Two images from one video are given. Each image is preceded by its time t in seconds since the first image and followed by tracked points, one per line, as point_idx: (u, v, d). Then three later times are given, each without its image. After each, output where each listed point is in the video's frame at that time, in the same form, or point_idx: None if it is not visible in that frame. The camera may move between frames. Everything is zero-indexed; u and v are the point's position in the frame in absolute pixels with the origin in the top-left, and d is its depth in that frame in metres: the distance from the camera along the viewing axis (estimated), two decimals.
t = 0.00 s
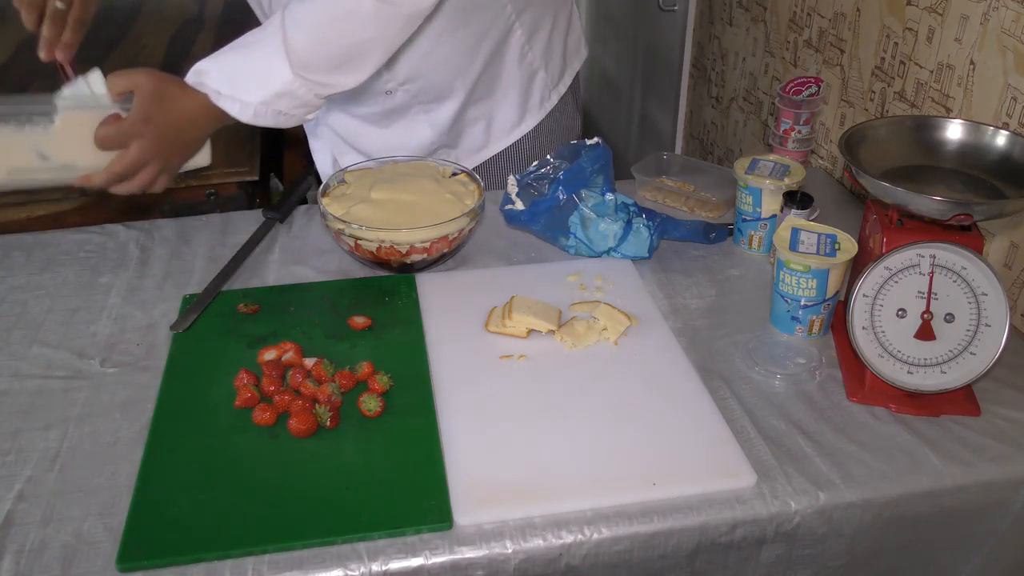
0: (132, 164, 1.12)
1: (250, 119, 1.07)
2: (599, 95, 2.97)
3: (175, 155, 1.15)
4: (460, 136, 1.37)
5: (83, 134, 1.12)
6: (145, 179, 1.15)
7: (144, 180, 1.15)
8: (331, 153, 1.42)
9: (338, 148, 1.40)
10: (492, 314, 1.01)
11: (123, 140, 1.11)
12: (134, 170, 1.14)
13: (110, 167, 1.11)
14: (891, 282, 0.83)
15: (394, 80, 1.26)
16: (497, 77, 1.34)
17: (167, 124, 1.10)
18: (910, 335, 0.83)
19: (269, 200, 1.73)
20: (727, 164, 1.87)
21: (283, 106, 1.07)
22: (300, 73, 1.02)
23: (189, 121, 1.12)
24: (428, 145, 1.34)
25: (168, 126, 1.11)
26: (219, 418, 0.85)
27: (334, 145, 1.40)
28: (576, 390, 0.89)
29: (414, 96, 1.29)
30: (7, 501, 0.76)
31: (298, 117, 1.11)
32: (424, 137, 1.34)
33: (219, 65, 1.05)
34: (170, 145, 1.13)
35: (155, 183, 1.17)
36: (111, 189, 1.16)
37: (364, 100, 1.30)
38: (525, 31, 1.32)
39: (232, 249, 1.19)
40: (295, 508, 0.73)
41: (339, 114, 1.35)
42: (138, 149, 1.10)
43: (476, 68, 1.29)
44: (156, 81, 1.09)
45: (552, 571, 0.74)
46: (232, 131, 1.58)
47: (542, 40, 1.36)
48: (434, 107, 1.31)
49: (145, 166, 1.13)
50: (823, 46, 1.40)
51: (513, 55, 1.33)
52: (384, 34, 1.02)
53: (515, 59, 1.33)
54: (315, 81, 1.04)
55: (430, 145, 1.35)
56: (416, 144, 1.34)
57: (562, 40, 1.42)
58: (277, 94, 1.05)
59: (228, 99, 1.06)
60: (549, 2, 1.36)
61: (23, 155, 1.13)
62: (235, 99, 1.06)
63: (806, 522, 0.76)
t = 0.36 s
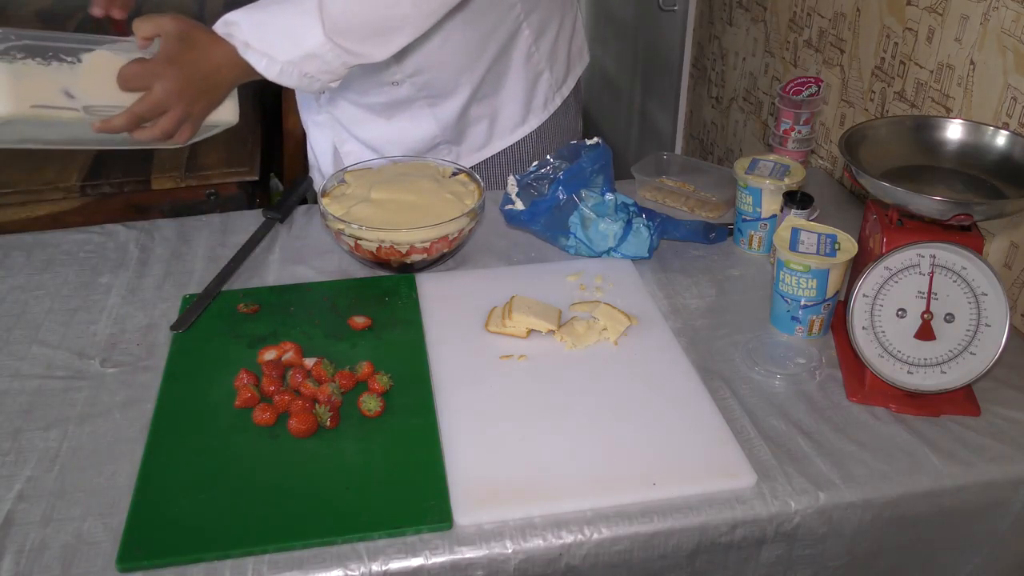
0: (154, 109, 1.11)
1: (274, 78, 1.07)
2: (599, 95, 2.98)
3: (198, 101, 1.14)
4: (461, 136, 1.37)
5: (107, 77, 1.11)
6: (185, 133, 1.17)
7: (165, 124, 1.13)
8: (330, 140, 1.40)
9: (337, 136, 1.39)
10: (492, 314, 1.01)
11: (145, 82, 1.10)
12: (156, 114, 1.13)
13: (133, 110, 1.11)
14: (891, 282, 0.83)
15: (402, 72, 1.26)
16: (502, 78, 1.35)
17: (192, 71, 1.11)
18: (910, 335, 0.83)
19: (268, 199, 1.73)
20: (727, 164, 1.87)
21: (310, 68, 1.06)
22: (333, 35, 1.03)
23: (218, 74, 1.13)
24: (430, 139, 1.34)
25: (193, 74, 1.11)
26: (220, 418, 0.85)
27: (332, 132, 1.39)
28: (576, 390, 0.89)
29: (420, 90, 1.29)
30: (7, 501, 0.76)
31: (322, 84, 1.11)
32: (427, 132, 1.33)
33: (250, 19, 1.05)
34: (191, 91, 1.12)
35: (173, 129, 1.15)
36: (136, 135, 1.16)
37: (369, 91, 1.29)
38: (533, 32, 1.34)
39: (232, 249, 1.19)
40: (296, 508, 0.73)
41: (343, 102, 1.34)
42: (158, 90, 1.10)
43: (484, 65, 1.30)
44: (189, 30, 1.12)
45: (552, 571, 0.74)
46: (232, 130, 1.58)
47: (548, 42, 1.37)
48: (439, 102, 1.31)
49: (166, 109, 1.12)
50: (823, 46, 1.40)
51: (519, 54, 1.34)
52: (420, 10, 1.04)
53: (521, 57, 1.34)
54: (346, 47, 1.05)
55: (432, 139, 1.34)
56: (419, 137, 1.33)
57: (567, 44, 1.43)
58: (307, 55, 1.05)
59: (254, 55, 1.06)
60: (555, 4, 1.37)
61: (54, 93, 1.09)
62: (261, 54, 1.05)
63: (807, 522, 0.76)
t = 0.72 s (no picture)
0: (160, 75, 1.12)
1: (280, 51, 1.06)
2: (599, 95, 2.98)
3: (204, 71, 1.15)
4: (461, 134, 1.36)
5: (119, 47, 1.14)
6: (193, 106, 1.18)
7: (171, 92, 1.14)
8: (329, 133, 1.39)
9: (336, 129, 1.38)
10: (492, 314, 1.01)
11: (151, 49, 1.12)
12: (163, 82, 1.14)
13: (139, 76, 1.12)
14: (891, 282, 0.83)
15: (405, 65, 1.25)
16: (505, 77, 1.35)
17: (199, 39, 1.13)
18: (910, 335, 0.83)
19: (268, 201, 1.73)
20: (727, 164, 1.87)
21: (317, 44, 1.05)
22: (341, 11, 1.01)
23: (224, 43, 1.14)
24: (431, 134, 1.34)
25: (199, 43, 1.13)
26: (219, 418, 0.85)
27: (331, 125, 1.38)
28: (575, 390, 0.89)
29: (423, 85, 1.29)
30: (7, 501, 0.76)
31: (329, 61, 1.09)
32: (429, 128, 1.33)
33: None
34: (197, 60, 1.13)
35: (180, 98, 1.16)
36: (143, 105, 1.17)
37: (371, 83, 1.29)
38: (536, 31, 1.34)
39: (232, 250, 1.19)
40: (296, 507, 0.74)
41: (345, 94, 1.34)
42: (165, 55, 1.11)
43: (487, 61, 1.30)
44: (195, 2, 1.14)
45: (552, 571, 0.74)
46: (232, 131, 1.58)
47: (551, 42, 1.38)
48: (441, 99, 1.31)
49: (173, 77, 1.13)
50: (823, 46, 1.39)
51: (522, 54, 1.34)
52: None
53: (525, 56, 1.35)
54: (353, 25, 1.03)
55: (432, 135, 1.34)
56: (421, 133, 1.33)
57: (568, 45, 1.43)
58: (312, 30, 1.03)
59: (262, 27, 1.05)
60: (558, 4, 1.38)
61: (61, 56, 1.12)
62: (268, 26, 1.05)
63: (807, 522, 0.76)
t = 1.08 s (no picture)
0: (154, 59, 1.09)
1: (280, 42, 1.05)
2: (599, 95, 2.98)
3: (202, 59, 1.13)
4: (460, 134, 1.36)
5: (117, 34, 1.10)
6: (188, 95, 1.15)
7: (166, 77, 1.11)
8: (327, 126, 1.40)
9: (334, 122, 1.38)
10: (492, 314, 1.01)
11: (147, 32, 1.10)
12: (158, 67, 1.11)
13: (134, 60, 1.08)
14: (891, 282, 0.83)
15: (404, 63, 1.25)
16: (504, 77, 1.35)
17: (200, 31, 1.13)
18: (911, 335, 0.83)
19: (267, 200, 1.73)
20: (727, 164, 1.87)
21: (317, 36, 1.04)
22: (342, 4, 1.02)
23: (225, 36, 1.14)
24: (429, 132, 1.34)
25: (197, 33, 1.13)
26: (219, 418, 0.85)
27: (330, 118, 1.39)
28: (575, 389, 0.89)
29: (422, 83, 1.29)
30: (7, 501, 0.76)
31: (328, 57, 1.08)
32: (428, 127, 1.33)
33: None
34: (194, 48, 1.12)
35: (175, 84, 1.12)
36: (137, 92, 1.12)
37: (372, 78, 1.29)
38: (535, 32, 1.34)
39: (232, 249, 1.19)
40: (296, 507, 0.74)
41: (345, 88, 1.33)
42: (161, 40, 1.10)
43: (486, 61, 1.30)
44: None
45: (552, 571, 0.74)
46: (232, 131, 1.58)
47: (550, 42, 1.38)
48: (440, 98, 1.31)
49: (168, 62, 1.10)
50: (823, 45, 1.39)
51: (521, 54, 1.34)
52: None
53: (524, 56, 1.35)
54: (356, 18, 1.03)
55: (430, 133, 1.34)
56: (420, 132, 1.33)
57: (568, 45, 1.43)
58: (314, 22, 1.03)
59: (262, 17, 1.05)
60: (557, 5, 1.38)
61: (58, 38, 1.04)
62: (269, 16, 1.04)
63: (807, 522, 0.76)
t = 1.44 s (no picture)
0: (149, 56, 1.11)
1: (278, 41, 1.06)
2: (599, 96, 2.98)
3: (196, 56, 1.13)
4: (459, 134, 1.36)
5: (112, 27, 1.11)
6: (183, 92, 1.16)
7: (159, 74, 1.12)
8: (325, 125, 1.40)
9: (332, 122, 1.38)
10: (492, 314, 1.01)
11: (143, 29, 1.11)
12: (154, 64, 1.12)
13: (128, 57, 1.10)
14: (891, 282, 0.84)
15: (402, 64, 1.25)
16: (502, 77, 1.35)
17: (193, 26, 1.12)
18: (911, 335, 0.83)
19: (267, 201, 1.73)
20: (727, 164, 1.87)
21: (315, 36, 1.04)
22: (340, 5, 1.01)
23: (219, 31, 1.13)
24: (427, 133, 1.34)
25: (190, 28, 1.12)
26: (219, 418, 0.85)
27: (328, 118, 1.39)
28: (574, 389, 0.89)
29: (420, 84, 1.29)
30: (7, 501, 0.76)
31: (326, 55, 1.08)
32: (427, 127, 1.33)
33: None
34: (188, 45, 1.12)
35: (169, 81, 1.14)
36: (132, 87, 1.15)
37: (369, 80, 1.29)
38: (533, 33, 1.34)
39: (232, 250, 1.19)
40: (296, 507, 0.74)
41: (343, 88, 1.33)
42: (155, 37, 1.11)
43: (483, 61, 1.30)
44: None
45: (552, 571, 0.74)
46: (231, 130, 1.58)
47: (549, 42, 1.38)
48: (439, 98, 1.31)
49: (161, 59, 1.12)
50: (823, 45, 1.39)
51: (519, 54, 1.34)
52: None
53: (522, 57, 1.35)
54: (353, 18, 1.03)
55: (428, 134, 1.34)
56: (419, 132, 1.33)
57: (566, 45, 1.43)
58: (310, 21, 1.03)
59: (260, 16, 1.05)
60: (556, 5, 1.38)
61: (54, 29, 1.06)
62: (267, 15, 1.05)
63: (807, 522, 0.76)
